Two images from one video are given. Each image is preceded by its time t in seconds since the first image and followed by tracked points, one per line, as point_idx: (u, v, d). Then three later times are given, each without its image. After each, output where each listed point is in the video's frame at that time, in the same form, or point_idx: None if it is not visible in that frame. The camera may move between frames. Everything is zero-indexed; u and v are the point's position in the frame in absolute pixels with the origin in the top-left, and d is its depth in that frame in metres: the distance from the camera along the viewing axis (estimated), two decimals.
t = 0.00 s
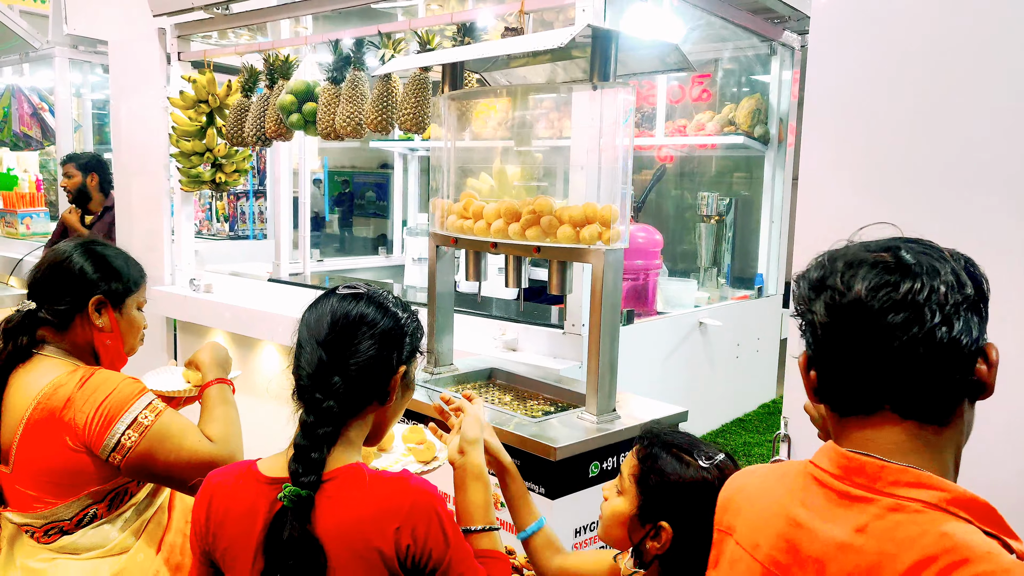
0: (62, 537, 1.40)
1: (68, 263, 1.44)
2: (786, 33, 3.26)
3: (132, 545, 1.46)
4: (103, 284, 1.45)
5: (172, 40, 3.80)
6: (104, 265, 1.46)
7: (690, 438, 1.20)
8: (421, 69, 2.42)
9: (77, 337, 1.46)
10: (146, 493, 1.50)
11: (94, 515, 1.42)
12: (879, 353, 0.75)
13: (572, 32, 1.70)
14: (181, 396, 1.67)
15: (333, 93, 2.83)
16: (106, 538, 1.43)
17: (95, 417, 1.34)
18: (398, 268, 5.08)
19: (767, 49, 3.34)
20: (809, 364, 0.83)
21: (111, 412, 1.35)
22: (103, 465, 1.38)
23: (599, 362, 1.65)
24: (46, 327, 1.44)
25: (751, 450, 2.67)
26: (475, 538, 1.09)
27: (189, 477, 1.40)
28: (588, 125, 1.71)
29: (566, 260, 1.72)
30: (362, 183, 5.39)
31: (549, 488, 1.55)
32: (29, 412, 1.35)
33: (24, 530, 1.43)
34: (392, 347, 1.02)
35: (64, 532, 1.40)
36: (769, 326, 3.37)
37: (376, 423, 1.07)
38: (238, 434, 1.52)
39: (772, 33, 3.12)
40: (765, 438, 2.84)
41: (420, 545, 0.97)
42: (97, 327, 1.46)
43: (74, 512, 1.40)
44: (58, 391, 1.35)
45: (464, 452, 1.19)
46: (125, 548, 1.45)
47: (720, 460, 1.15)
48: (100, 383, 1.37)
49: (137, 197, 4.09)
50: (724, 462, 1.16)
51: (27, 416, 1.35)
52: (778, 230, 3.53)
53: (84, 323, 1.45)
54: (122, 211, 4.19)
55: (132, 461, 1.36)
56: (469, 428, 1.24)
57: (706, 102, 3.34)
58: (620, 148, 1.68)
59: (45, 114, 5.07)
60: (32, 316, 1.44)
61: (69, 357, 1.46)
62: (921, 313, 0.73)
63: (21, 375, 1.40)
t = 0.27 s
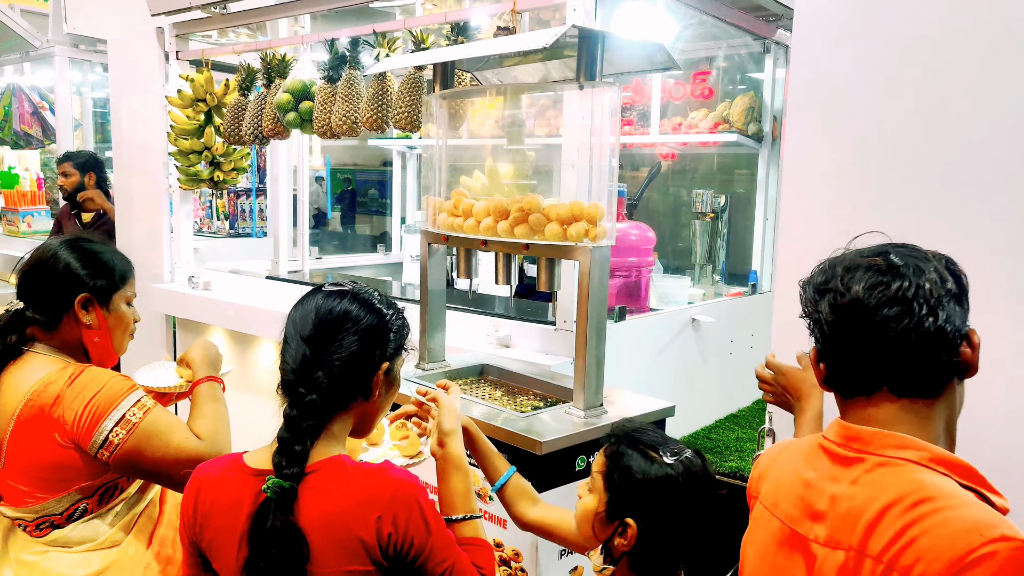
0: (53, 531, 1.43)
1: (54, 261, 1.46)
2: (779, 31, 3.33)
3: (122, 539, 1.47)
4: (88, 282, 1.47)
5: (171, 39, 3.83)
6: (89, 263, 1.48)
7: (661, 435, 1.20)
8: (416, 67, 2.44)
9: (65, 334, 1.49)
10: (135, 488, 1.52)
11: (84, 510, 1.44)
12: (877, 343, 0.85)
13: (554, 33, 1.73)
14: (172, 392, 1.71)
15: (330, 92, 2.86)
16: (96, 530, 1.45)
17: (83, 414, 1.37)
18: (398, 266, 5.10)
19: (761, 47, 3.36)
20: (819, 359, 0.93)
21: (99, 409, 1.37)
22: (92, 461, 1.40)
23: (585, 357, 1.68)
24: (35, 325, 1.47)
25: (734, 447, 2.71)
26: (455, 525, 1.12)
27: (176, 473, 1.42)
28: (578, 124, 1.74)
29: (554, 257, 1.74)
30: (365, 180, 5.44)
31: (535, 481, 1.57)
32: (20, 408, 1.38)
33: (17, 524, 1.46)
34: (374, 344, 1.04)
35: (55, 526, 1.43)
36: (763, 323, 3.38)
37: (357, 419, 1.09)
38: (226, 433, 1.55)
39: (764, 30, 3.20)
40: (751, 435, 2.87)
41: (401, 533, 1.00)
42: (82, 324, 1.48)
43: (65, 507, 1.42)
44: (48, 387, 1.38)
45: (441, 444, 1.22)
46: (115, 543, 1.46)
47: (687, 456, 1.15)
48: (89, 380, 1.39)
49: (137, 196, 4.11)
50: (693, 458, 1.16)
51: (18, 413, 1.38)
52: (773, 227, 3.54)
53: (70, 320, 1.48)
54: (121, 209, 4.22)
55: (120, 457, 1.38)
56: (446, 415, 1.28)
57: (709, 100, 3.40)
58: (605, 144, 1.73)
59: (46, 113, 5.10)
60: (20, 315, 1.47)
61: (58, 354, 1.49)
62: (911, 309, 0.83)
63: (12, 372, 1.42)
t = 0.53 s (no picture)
0: (39, 521, 1.46)
1: (31, 256, 1.49)
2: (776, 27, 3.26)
3: (107, 530, 1.52)
4: (59, 274, 1.49)
5: (171, 35, 3.85)
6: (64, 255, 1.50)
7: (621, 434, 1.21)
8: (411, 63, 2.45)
9: (45, 328, 1.51)
10: (120, 480, 1.55)
11: (68, 501, 1.48)
12: (823, 309, 1.07)
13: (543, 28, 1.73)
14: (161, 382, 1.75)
15: (326, 88, 2.87)
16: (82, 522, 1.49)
17: (65, 406, 1.39)
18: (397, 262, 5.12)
19: (756, 44, 3.34)
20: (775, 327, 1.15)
21: (80, 401, 1.40)
22: (73, 452, 1.43)
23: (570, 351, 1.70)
24: (15, 320, 1.50)
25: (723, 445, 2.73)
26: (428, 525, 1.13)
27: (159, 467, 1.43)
28: (569, 121, 1.75)
29: (540, 252, 1.75)
30: (370, 177, 5.36)
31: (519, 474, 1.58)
32: (3, 399, 1.41)
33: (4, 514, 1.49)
34: (344, 334, 1.06)
35: (40, 516, 1.46)
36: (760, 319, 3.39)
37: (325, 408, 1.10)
38: (210, 424, 1.56)
39: (760, 28, 3.15)
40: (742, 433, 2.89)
41: (363, 521, 1.01)
42: (59, 317, 1.51)
43: (49, 498, 1.46)
44: (31, 380, 1.41)
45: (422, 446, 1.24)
46: (100, 533, 1.51)
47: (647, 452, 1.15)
48: (72, 373, 1.42)
49: (137, 192, 4.14)
50: (652, 454, 1.16)
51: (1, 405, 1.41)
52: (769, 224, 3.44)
53: (47, 313, 1.51)
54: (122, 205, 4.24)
55: (101, 450, 1.40)
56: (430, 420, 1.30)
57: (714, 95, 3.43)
58: (592, 142, 1.75)
59: (48, 110, 5.13)
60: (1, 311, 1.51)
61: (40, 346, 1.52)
62: (846, 283, 1.05)
63: None
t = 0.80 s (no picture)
0: (35, 507, 1.52)
1: (26, 247, 1.57)
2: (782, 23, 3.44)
3: (100, 516, 1.58)
4: (54, 266, 1.56)
5: (178, 30, 3.88)
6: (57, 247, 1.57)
7: (585, 435, 1.20)
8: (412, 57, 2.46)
9: (41, 318, 1.59)
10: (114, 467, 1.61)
11: (63, 486, 1.53)
12: (794, 271, 1.35)
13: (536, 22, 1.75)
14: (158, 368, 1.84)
15: (330, 83, 2.88)
16: (77, 507, 1.55)
17: (56, 394, 1.44)
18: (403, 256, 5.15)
19: (761, 38, 3.43)
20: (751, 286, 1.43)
21: (71, 389, 1.44)
22: (66, 439, 1.47)
23: (564, 343, 1.72)
24: (12, 310, 1.58)
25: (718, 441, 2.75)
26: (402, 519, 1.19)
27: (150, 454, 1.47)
28: (567, 116, 1.75)
29: (536, 246, 1.77)
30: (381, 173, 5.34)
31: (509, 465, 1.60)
32: None
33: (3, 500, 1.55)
34: (319, 319, 1.12)
35: (36, 502, 1.52)
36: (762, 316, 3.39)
37: (303, 393, 1.16)
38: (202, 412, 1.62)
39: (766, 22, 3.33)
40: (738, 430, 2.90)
41: (321, 499, 1.07)
42: (53, 308, 1.58)
43: (45, 483, 1.51)
44: (23, 369, 1.46)
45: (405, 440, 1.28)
46: (93, 519, 1.57)
47: (591, 455, 1.13)
48: (63, 362, 1.47)
49: (145, 185, 4.17)
50: (598, 458, 1.13)
51: None
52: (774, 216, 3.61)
53: (42, 305, 1.58)
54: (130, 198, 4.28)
55: (92, 437, 1.45)
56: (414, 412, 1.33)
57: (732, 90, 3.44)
58: (587, 139, 1.75)
59: (60, 104, 5.18)
60: None
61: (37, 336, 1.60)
62: (816, 251, 1.33)
63: None
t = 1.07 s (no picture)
0: (37, 496, 1.59)
1: (31, 243, 1.60)
2: (788, 18, 3.47)
3: (98, 506, 1.66)
4: (59, 262, 1.60)
5: (188, 26, 3.91)
6: (62, 243, 1.61)
7: (531, 435, 1.22)
8: (417, 53, 2.47)
9: (43, 312, 1.63)
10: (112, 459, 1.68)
11: (63, 476, 1.60)
12: (778, 257, 1.48)
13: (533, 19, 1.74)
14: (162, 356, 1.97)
15: (336, 79, 2.90)
16: (76, 496, 1.63)
17: (51, 387, 1.50)
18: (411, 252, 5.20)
19: (767, 34, 3.47)
20: (742, 269, 1.56)
21: (65, 383, 1.50)
22: (61, 430, 1.54)
23: (560, 338, 1.74)
24: (15, 304, 1.62)
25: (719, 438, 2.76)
26: (400, 498, 1.24)
27: (145, 446, 1.52)
28: (567, 112, 1.77)
29: (532, 241, 1.78)
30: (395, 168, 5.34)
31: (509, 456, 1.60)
32: None
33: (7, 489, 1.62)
34: (288, 306, 1.14)
35: (37, 491, 1.59)
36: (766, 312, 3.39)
37: (277, 379, 1.19)
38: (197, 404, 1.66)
39: (771, 18, 3.34)
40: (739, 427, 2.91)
41: (279, 480, 1.10)
42: (57, 303, 1.63)
43: (44, 473, 1.58)
44: (22, 361, 1.52)
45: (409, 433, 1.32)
46: (92, 509, 1.65)
47: (527, 452, 1.15)
48: (59, 355, 1.53)
49: (155, 180, 4.22)
50: (534, 454, 1.15)
51: None
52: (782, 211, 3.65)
53: (45, 300, 1.62)
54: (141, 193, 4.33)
55: (87, 427, 1.50)
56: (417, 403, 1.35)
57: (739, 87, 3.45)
58: (585, 135, 1.75)
59: (73, 99, 5.23)
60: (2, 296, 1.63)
61: (39, 330, 1.64)
62: (800, 239, 1.45)
63: None
